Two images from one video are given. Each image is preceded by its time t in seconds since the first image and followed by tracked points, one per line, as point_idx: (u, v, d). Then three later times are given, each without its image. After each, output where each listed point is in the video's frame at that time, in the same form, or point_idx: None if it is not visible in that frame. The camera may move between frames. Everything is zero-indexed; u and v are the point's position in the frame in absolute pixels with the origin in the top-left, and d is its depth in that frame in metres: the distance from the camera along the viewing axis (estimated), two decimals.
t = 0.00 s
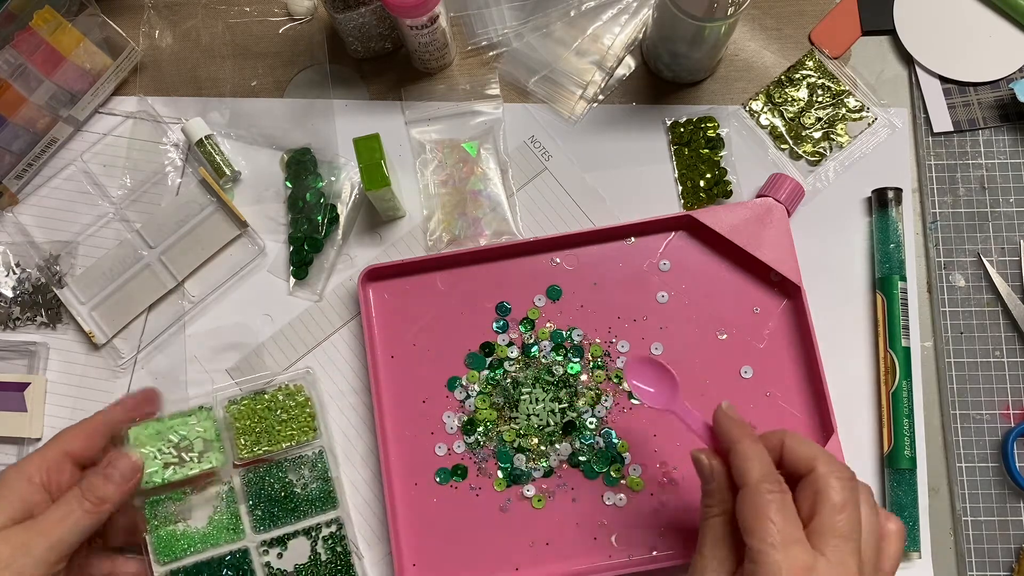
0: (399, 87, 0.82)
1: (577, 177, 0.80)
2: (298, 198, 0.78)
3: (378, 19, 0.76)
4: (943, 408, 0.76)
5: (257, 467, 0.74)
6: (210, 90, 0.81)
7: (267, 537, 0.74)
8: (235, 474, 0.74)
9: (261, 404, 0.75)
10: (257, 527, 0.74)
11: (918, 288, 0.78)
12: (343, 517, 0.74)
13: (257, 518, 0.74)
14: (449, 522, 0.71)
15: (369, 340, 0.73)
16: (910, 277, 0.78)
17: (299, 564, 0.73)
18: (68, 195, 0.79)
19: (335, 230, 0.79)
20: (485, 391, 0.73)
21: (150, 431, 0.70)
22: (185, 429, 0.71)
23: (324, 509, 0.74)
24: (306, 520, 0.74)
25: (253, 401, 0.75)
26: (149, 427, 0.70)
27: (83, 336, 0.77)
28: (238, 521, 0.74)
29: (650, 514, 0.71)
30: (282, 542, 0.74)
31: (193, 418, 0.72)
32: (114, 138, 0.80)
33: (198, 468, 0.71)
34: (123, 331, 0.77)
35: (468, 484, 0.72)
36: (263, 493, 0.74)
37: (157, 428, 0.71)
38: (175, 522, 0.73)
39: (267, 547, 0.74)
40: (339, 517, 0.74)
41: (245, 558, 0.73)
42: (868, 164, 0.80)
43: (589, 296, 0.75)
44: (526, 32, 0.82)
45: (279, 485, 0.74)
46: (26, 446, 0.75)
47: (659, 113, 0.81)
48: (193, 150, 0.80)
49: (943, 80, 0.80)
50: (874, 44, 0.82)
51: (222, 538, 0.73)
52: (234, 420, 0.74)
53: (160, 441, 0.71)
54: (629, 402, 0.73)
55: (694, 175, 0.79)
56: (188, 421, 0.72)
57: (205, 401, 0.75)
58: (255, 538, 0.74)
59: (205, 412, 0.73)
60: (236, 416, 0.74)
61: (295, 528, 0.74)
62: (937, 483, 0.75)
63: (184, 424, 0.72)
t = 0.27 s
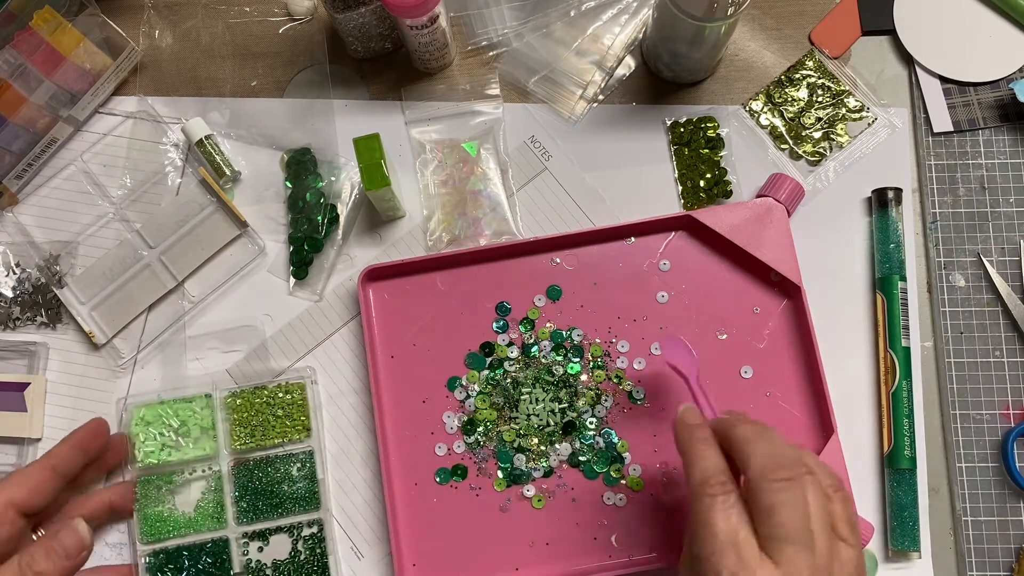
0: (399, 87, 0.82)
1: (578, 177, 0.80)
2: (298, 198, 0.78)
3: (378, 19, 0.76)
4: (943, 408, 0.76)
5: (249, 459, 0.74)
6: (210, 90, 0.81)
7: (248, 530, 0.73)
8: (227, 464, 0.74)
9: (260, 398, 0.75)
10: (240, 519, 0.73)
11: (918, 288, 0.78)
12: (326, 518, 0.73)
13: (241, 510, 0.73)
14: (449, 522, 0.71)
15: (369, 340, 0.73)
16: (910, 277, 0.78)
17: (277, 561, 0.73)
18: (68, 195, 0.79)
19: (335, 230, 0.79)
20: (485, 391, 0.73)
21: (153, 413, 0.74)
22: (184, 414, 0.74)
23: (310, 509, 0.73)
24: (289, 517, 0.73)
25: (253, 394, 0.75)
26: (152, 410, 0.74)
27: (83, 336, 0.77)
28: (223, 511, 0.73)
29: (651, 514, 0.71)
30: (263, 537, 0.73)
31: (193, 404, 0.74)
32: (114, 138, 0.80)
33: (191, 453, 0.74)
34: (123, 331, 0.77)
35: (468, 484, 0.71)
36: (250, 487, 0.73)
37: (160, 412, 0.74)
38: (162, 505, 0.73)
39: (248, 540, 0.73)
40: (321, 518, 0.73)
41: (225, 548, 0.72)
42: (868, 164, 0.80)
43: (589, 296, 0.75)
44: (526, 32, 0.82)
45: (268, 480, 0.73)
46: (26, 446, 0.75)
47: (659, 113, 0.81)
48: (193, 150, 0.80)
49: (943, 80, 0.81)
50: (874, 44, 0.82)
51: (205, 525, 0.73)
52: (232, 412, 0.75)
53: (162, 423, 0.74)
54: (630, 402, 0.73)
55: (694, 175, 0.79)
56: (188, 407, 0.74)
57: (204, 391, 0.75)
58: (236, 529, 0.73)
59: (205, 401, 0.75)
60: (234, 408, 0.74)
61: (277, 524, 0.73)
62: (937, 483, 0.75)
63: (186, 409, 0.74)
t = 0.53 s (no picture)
0: (399, 87, 0.82)
1: (578, 177, 0.80)
2: (298, 198, 0.78)
3: (378, 19, 0.76)
4: (943, 408, 0.76)
5: (248, 459, 0.75)
6: (210, 90, 0.81)
7: (248, 530, 0.74)
8: (228, 463, 0.75)
9: (260, 397, 0.75)
10: (239, 518, 0.74)
11: (918, 288, 0.78)
12: (325, 519, 0.74)
13: (241, 510, 0.74)
14: (449, 521, 0.71)
15: (369, 340, 0.73)
16: (910, 277, 0.78)
17: (276, 560, 0.73)
18: (68, 195, 0.79)
19: (335, 229, 0.79)
20: (485, 390, 0.73)
21: (155, 412, 0.75)
22: (186, 413, 0.75)
23: (308, 509, 0.74)
24: (288, 517, 0.74)
25: (253, 394, 0.75)
26: (155, 409, 0.75)
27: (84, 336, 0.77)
28: (223, 510, 0.74)
29: (650, 515, 0.71)
30: (262, 536, 0.74)
31: (195, 404, 0.75)
32: (114, 138, 0.80)
33: (193, 452, 0.75)
34: (123, 331, 0.77)
35: (469, 484, 0.71)
36: (250, 486, 0.74)
37: (162, 411, 0.75)
38: (164, 504, 0.74)
39: (248, 539, 0.74)
40: (320, 519, 0.74)
41: (225, 546, 0.73)
42: (868, 164, 0.80)
43: (589, 296, 0.75)
44: (526, 32, 0.82)
45: (268, 480, 0.74)
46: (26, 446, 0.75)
47: (659, 113, 0.81)
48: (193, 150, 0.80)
49: (943, 80, 0.81)
50: (874, 44, 0.82)
51: (206, 524, 0.74)
52: (232, 411, 0.75)
53: (164, 422, 0.75)
54: (630, 402, 0.73)
55: (694, 175, 0.79)
56: (190, 406, 0.75)
57: (205, 389, 0.76)
58: (236, 529, 0.74)
59: (206, 400, 0.75)
60: (234, 407, 0.75)
61: (276, 524, 0.74)
62: (937, 483, 0.75)
63: (188, 409, 0.75)
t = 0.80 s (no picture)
0: (399, 86, 0.82)
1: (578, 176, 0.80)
2: (298, 197, 0.78)
3: (378, 17, 0.76)
4: (943, 407, 0.76)
5: (250, 457, 0.75)
6: (211, 89, 0.81)
7: (250, 528, 0.74)
8: (231, 460, 0.76)
9: (261, 395, 0.76)
10: (241, 516, 0.75)
11: (918, 287, 0.78)
12: (325, 517, 0.74)
13: (243, 508, 0.75)
14: (450, 521, 0.71)
15: (370, 338, 0.74)
16: (910, 276, 0.78)
17: (277, 558, 0.74)
18: (68, 194, 0.79)
19: (336, 229, 0.79)
20: (485, 389, 0.73)
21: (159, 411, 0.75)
22: (189, 411, 0.75)
23: (309, 507, 0.74)
24: (289, 515, 0.74)
25: (254, 392, 0.76)
26: (158, 407, 0.75)
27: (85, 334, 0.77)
28: (225, 508, 0.75)
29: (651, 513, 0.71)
30: (264, 534, 0.74)
31: (197, 402, 0.76)
32: (115, 137, 0.80)
33: (196, 448, 0.75)
34: (124, 329, 0.77)
35: (469, 483, 0.72)
36: (252, 484, 0.75)
37: (165, 409, 0.75)
38: (166, 501, 0.74)
39: (250, 537, 0.74)
40: (321, 517, 0.74)
41: (227, 544, 0.74)
42: (868, 163, 0.80)
43: (589, 294, 0.75)
44: (526, 31, 0.82)
45: (269, 478, 0.75)
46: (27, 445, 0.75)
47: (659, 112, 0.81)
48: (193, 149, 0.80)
49: (943, 80, 0.81)
50: (874, 43, 0.82)
51: (208, 522, 0.74)
52: (235, 409, 0.76)
53: (167, 421, 0.75)
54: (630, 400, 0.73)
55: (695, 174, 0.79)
56: (192, 405, 0.75)
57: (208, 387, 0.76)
58: (238, 527, 0.75)
59: (208, 399, 0.76)
60: (236, 405, 0.76)
61: (277, 522, 0.74)
62: (937, 482, 0.75)
63: (190, 407, 0.75)
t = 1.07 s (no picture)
0: (399, 88, 0.82)
1: (578, 178, 0.80)
2: (298, 199, 0.78)
3: (378, 19, 0.76)
4: (943, 409, 0.76)
5: (250, 459, 0.75)
6: (210, 91, 0.81)
7: (249, 530, 0.74)
8: (230, 462, 0.75)
9: (260, 397, 0.75)
10: (240, 518, 0.74)
11: (917, 289, 0.78)
12: (325, 520, 0.74)
13: (242, 510, 0.74)
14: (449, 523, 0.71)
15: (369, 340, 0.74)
16: (910, 277, 0.78)
17: (276, 560, 0.74)
18: (67, 195, 0.79)
19: (335, 231, 0.79)
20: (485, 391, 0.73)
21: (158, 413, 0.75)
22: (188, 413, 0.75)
23: (308, 510, 0.74)
24: (288, 517, 0.74)
25: (254, 394, 0.76)
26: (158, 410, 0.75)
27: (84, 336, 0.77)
28: (225, 510, 0.74)
29: (650, 515, 0.71)
30: (264, 536, 0.74)
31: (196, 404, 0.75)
32: (114, 139, 0.80)
33: (196, 450, 0.75)
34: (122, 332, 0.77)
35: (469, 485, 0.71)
36: (251, 487, 0.74)
37: (165, 411, 0.75)
38: (166, 501, 0.74)
39: (249, 539, 0.74)
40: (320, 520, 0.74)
41: (226, 546, 0.74)
42: (868, 164, 0.80)
43: (589, 296, 0.75)
44: (526, 32, 0.82)
45: (268, 480, 0.74)
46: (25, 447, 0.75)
47: (659, 113, 0.81)
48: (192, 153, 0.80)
49: (943, 81, 0.81)
50: (874, 44, 0.82)
51: (207, 524, 0.74)
52: (234, 411, 0.76)
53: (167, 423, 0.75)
54: (630, 402, 0.73)
55: (695, 175, 0.79)
56: (192, 407, 0.75)
57: (207, 389, 0.76)
58: (237, 529, 0.74)
59: (207, 401, 0.76)
60: (236, 407, 0.76)
61: (277, 524, 0.74)
62: (937, 484, 0.75)
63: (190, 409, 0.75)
